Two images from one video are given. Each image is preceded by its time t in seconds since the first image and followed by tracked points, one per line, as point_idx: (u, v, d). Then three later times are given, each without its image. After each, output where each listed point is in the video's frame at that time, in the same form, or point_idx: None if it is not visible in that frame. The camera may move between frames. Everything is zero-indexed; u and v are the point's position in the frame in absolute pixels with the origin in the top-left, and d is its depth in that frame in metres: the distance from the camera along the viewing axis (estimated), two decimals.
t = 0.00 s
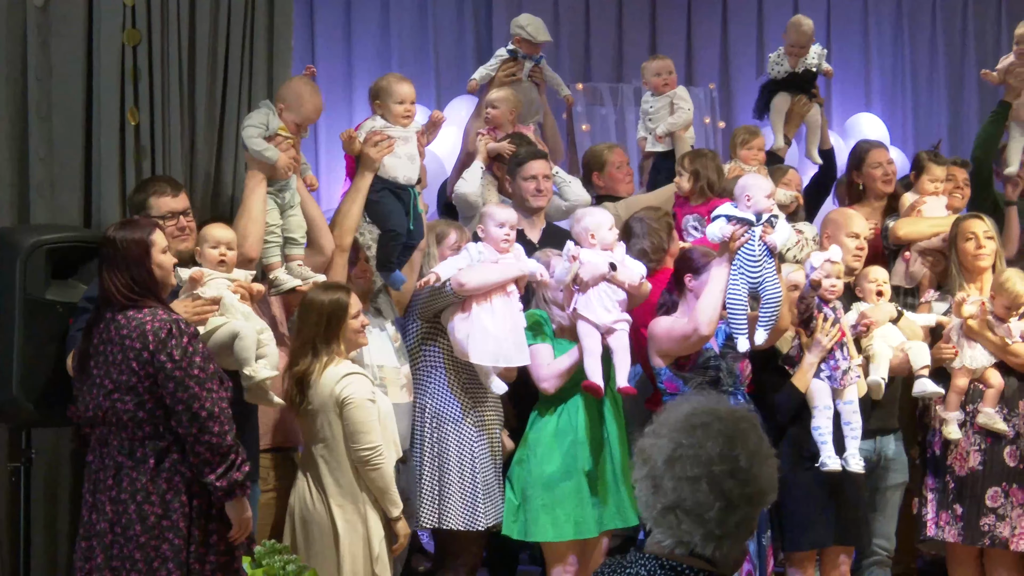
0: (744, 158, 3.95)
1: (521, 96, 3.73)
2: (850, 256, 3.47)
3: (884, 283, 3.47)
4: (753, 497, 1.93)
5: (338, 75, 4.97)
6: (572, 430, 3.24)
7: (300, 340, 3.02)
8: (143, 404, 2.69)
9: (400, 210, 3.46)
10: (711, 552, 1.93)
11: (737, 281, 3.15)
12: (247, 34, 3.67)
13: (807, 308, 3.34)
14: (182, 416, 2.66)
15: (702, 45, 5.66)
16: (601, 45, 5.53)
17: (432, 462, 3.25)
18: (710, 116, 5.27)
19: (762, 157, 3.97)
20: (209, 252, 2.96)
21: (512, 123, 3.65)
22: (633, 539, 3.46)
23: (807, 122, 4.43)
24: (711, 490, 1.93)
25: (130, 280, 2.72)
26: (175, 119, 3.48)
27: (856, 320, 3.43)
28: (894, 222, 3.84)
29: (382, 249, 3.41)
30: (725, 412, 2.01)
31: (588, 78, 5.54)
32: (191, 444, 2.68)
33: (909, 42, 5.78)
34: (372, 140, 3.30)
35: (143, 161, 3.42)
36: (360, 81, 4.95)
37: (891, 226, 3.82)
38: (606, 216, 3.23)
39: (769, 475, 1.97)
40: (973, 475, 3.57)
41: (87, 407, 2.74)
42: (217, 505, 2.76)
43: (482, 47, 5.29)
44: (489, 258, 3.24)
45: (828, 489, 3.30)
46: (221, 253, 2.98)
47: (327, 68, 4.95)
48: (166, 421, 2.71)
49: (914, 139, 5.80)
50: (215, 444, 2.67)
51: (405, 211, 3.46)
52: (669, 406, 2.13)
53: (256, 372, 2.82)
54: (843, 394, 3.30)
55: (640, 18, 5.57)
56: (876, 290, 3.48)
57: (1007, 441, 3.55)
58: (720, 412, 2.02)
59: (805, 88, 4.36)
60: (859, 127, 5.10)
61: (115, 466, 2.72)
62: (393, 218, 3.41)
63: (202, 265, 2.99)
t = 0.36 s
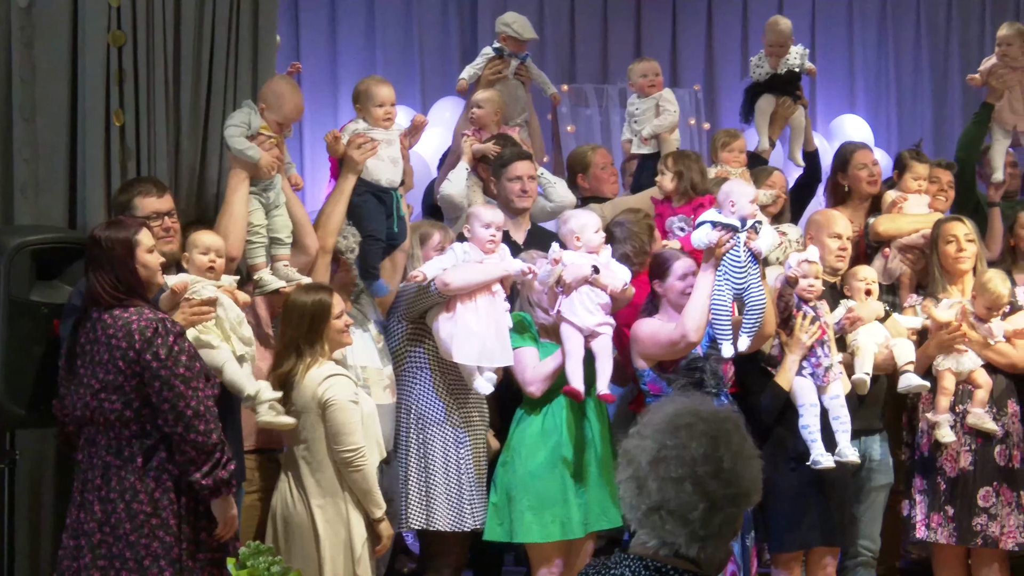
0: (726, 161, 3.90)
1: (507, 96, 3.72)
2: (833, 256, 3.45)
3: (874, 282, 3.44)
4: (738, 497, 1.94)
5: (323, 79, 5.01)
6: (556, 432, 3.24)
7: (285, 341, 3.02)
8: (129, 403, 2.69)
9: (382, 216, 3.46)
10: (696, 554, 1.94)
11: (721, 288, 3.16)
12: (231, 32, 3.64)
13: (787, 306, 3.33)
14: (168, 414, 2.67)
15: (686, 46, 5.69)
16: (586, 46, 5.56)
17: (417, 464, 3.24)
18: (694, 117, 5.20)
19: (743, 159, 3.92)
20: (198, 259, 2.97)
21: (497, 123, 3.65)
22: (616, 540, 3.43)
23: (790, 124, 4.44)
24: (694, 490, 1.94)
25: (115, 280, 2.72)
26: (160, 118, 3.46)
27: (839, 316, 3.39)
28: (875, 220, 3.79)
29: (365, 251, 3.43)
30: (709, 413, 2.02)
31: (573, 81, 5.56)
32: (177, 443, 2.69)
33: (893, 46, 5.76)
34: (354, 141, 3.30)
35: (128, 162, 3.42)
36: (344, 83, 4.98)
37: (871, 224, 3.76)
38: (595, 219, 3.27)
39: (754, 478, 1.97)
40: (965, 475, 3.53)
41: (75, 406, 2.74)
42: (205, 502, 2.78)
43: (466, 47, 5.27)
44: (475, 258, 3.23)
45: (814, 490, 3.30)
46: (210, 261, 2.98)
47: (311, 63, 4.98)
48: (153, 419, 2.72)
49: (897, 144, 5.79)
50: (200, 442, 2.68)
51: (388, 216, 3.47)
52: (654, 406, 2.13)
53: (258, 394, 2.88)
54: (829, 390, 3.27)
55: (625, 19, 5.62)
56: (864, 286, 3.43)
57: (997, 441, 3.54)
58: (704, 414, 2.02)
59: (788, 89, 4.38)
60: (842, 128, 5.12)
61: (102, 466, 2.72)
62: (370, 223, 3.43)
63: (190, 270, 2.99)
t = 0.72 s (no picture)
0: (702, 165, 3.91)
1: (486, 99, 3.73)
2: (812, 258, 3.47)
3: (857, 282, 3.45)
4: (715, 502, 1.93)
5: (301, 83, 4.98)
6: (534, 435, 3.24)
7: (261, 344, 3.01)
8: (107, 407, 2.69)
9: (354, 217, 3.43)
10: (674, 557, 1.92)
11: (704, 294, 3.19)
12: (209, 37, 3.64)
13: (762, 304, 3.33)
14: (148, 419, 2.67)
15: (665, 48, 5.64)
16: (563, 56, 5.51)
17: (395, 467, 3.24)
18: (671, 120, 5.14)
19: (720, 164, 3.92)
20: (179, 258, 2.94)
21: (476, 126, 3.65)
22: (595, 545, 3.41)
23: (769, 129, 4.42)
24: (673, 494, 1.92)
25: (93, 283, 2.72)
26: (138, 126, 3.46)
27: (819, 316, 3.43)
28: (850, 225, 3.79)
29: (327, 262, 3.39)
30: (687, 416, 2.00)
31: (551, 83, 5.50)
32: (157, 446, 2.69)
33: (870, 46, 5.78)
34: (330, 145, 3.32)
35: (105, 164, 3.42)
36: (323, 87, 4.97)
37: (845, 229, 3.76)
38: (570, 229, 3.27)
39: (732, 481, 1.97)
40: (951, 477, 3.43)
41: (51, 410, 2.73)
42: (185, 507, 2.78)
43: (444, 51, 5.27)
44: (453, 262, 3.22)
45: (793, 493, 3.30)
46: (192, 259, 2.95)
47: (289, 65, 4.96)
48: (131, 423, 2.71)
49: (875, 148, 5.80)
50: (182, 445, 2.69)
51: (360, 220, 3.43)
52: (632, 410, 2.11)
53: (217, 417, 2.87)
54: (804, 387, 3.27)
55: (603, 21, 5.57)
56: (847, 287, 3.45)
57: (980, 443, 3.46)
58: (684, 416, 2.01)
59: (764, 95, 4.35)
60: (820, 132, 5.11)
61: (79, 470, 2.71)
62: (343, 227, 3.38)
63: (170, 266, 2.95)
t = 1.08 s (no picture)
0: (671, 174, 4.02)
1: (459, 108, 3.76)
2: (783, 266, 3.50)
3: (831, 289, 3.49)
4: (687, 508, 1.95)
5: (273, 90, 4.99)
6: (506, 442, 3.24)
7: (234, 350, 3.02)
8: (79, 414, 2.69)
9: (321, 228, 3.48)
10: (645, 564, 1.93)
11: (676, 302, 3.20)
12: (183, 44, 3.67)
13: (732, 307, 3.37)
14: (119, 425, 2.67)
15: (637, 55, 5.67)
16: (536, 66, 5.52)
17: (368, 474, 3.24)
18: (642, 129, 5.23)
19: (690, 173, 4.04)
20: (162, 237, 3.00)
21: (449, 135, 3.68)
22: (567, 552, 3.42)
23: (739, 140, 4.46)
24: (644, 501, 1.94)
25: (66, 291, 2.72)
26: (111, 131, 3.49)
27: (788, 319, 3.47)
28: (818, 230, 3.83)
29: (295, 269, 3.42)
30: (659, 423, 2.03)
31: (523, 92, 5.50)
32: (128, 453, 2.70)
33: (841, 56, 5.84)
34: (301, 155, 3.35)
35: (77, 171, 3.42)
36: (296, 94, 4.97)
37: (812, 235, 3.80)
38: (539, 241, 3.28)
39: (703, 488, 1.99)
40: (921, 484, 3.45)
41: (23, 418, 2.72)
42: (155, 513, 2.78)
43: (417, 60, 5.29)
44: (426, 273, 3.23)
45: (764, 498, 3.32)
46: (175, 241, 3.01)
47: (262, 71, 4.96)
48: (103, 430, 2.71)
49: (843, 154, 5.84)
50: (152, 452, 2.69)
51: (326, 230, 3.50)
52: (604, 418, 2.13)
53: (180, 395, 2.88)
54: (774, 389, 3.30)
55: (575, 29, 5.58)
56: (820, 294, 3.49)
57: (950, 449, 3.48)
58: (654, 423, 2.03)
59: (734, 106, 4.41)
60: (790, 141, 5.15)
61: (52, 478, 2.70)
62: (307, 241, 3.43)
63: (152, 246, 3.00)
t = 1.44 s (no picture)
0: (640, 180, 3.99)
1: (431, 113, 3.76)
2: (755, 271, 3.50)
3: (798, 292, 3.51)
4: (659, 513, 1.93)
5: (246, 94, 5.01)
6: (478, 447, 3.23)
7: (204, 355, 3.05)
8: (52, 417, 2.67)
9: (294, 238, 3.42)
10: (617, 569, 1.91)
11: (649, 310, 3.21)
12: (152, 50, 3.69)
13: (702, 310, 3.39)
14: (92, 427, 2.66)
15: (608, 61, 5.74)
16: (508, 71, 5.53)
17: (339, 479, 3.24)
18: (615, 134, 5.31)
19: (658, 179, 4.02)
20: (137, 206, 2.90)
21: (421, 139, 3.68)
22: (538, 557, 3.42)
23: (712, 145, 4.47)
24: (616, 505, 1.91)
25: (37, 296, 2.68)
26: (82, 128, 3.48)
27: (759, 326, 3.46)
28: (788, 234, 3.83)
29: (268, 281, 3.34)
30: (631, 428, 2.01)
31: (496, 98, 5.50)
32: (100, 455, 2.68)
33: (812, 66, 5.95)
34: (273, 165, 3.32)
35: (48, 175, 3.42)
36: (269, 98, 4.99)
37: (783, 240, 3.79)
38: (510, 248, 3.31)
39: (674, 492, 1.97)
40: (892, 488, 3.46)
41: None
42: (126, 516, 2.76)
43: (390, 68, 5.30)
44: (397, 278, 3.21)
45: (737, 502, 3.32)
46: (150, 207, 2.91)
47: (235, 76, 4.98)
48: (76, 432, 2.70)
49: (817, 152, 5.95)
50: (124, 454, 2.67)
51: (300, 241, 3.42)
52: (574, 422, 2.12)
53: (160, 378, 2.86)
54: (745, 394, 3.33)
55: (547, 39, 5.63)
56: (787, 300, 3.50)
57: (923, 452, 3.49)
58: (626, 428, 2.02)
59: (708, 111, 4.39)
60: (762, 146, 5.17)
61: (24, 481, 2.67)
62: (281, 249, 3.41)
63: (126, 214, 2.91)
